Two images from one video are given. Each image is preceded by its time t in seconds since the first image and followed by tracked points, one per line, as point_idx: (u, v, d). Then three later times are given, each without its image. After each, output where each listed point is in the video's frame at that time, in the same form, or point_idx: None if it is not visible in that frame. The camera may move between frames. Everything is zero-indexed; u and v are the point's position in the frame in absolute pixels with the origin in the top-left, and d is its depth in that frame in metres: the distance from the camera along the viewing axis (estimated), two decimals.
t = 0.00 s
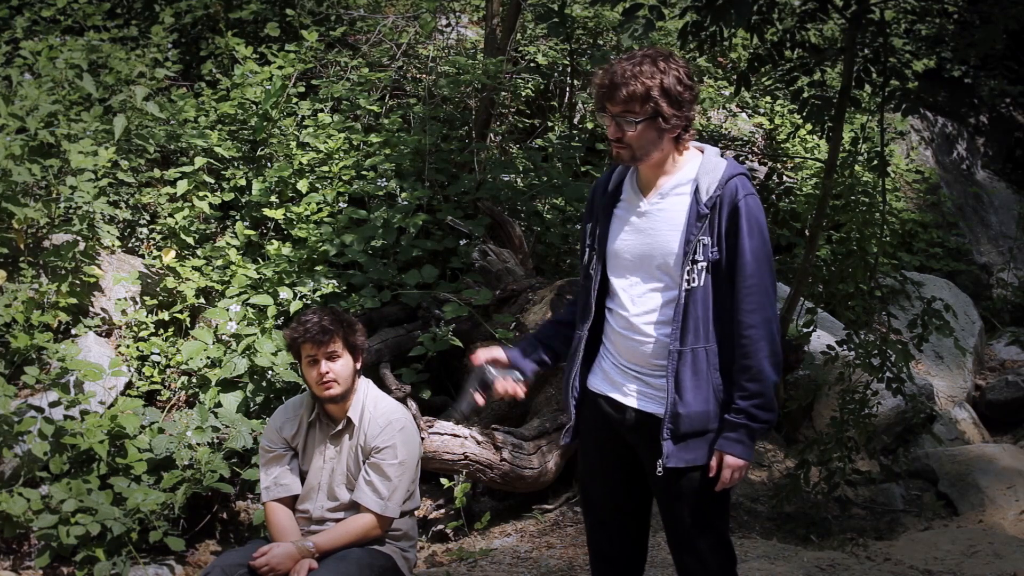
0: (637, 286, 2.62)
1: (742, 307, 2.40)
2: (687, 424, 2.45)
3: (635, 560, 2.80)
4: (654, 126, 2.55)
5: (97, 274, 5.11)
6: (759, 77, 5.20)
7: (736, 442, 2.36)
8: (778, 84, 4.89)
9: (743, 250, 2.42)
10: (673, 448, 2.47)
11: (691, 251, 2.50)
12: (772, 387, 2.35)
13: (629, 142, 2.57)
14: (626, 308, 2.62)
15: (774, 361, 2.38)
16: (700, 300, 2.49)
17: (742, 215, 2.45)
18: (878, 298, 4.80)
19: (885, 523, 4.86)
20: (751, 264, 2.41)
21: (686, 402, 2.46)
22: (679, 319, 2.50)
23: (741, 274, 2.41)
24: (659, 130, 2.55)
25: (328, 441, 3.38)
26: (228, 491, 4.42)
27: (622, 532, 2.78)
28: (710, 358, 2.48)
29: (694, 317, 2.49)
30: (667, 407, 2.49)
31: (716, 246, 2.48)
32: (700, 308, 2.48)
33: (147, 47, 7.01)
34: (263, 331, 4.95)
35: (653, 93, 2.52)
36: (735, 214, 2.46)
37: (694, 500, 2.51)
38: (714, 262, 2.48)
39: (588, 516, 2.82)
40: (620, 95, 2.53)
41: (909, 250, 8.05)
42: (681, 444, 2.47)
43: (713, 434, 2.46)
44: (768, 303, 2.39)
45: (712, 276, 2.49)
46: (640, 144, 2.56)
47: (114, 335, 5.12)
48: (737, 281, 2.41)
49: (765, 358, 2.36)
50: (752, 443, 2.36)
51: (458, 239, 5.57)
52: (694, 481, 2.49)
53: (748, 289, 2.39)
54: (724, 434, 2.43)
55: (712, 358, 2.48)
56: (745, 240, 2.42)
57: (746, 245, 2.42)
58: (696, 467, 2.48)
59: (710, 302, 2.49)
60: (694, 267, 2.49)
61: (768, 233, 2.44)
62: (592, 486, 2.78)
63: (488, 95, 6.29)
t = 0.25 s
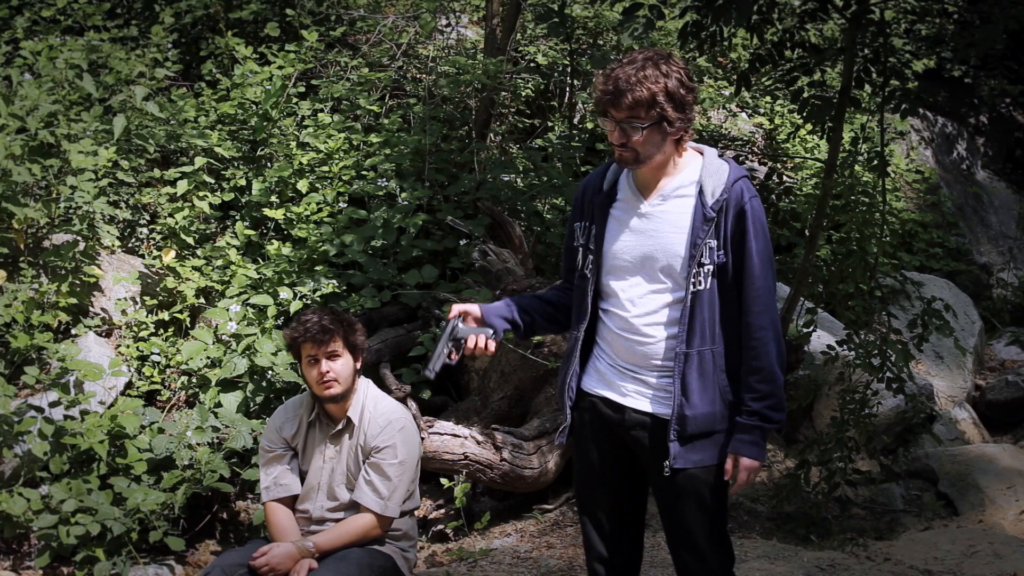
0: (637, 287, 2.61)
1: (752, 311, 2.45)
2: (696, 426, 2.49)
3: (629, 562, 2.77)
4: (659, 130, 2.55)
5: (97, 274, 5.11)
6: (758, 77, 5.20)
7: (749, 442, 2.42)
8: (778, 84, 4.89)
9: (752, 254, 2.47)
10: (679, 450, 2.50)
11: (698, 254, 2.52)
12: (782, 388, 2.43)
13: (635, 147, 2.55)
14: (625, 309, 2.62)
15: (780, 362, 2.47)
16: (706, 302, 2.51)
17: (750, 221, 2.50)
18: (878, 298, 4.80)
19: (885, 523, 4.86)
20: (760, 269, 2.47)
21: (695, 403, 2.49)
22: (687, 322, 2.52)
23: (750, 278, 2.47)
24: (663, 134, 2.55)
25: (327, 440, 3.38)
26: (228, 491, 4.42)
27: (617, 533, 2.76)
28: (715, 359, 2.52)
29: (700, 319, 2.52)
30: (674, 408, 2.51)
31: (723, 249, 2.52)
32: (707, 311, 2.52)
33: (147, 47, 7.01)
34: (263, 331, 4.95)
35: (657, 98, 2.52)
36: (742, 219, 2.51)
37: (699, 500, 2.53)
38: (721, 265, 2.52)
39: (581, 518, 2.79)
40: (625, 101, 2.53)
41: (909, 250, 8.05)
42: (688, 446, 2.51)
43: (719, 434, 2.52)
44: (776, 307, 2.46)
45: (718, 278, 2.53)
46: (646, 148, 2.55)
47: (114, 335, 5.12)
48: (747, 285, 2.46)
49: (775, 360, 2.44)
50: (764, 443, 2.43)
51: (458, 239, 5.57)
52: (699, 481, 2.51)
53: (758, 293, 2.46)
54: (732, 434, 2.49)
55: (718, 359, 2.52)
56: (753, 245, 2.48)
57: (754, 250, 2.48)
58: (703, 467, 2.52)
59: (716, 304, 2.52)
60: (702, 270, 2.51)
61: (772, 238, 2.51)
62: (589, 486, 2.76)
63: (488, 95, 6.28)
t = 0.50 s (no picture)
0: (635, 288, 2.60)
1: (753, 312, 2.47)
2: (696, 427, 2.49)
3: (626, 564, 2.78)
4: (661, 131, 2.55)
5: (97, 274, 5.11)
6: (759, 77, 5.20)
7: (751, 443, 2.43)
8: (778, 84, 4.89)
9: (753, 255, 2.49)
10: (680, 450, 2.51)
11: (698, 255, 2.53)
12: (783, 389, 2.44)
13: (637, 149, 2.55)
14: (622, 310, 2.61)
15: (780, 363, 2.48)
16: (706, 303, 2.52)
17: (750, 222, 2.51)
18: (879, 298, 4.80)
19: (885, 524, 4.86)
20: (760, 270, 2.49)
21: (696, 405, 2.49)
22: (687, 323, 2.53)
23: (752, 279, 2.48)
24: (665, 134, 2.55)
25: (328, 440, 3.38)
26: (228, 491, 4.42)
27: (614, 535, 2.76)
28: (715, 360, 2.53)
29: (701, 320, 2.52)
30: (674, 409, 2.51)
31: (723, 250, 2.53)
32: (707, 312, 2.53)
33: (147, 47, 7.00)
34: (263, 331, 4.95)
35: (660, 99, 2.52)
36: (742, 220, 2.53)
37: (696, 501, 2.53)
38: (721, 266, 2.53)
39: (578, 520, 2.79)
40: (627, 103, 2.52)
41: (909, 250, 8.05)
42: (688, 446, 2.51)
43: (718, 435, 2.53)
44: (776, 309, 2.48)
45: (718, 279, 2.54)
46: (648, 150, 2.55)
47: (114, 335, 5.12)
48: (748, 287, 2.48)
49: (776, 361, 2.45)
50: (765, 444, 2.44)
51: (458, 239, 5.57)
52: (697, 483, 2.53)
53: (759, 295, 2.47)
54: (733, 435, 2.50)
55: (718, 360, 2.53)
56: (753, 246, 2.49)
57: (755, 251, 2.49)
58: (702, 468, 2.53)
59: (716, 305, 2.53)
60: (702, 271, 2.52)
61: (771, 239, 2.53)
62: (585, 488, 2.75)
63: (488, 95, 6.27)
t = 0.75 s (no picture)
0: (634, 287, 2.60)
1: (752, 309, 2.45)
2: (696, 425, 2.48)
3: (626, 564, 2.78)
4: (650, 125, 2.55)
5: (97, 274, 5.11)
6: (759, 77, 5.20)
7: (750, 441, 2.41)
8: (778, 84, 4.89)
9: (751, 252, 2.47)
10: (680, 449, 2.50)
11: (696, 252, 2.52)
12: (782, 386, 2.43)
13: (624, 143, 2.56)
14: (621, 309, 2.61)
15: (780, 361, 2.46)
16: (704, 301, 2.52)
17: (747, 218, 2.50)
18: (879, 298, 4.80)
19: (885, 524, 4.86)
20: (757, 267, 2.47)
21: (695, 403, 2.48)
22: (686, 321, 2.52)
23: (749, 277, 2.47)
24: (654, 129, 2.56)
25: (327, 440, 3.38)
26: (228, 491, 4.42)
27: (614, 535, 2.77)
28: (714, 358, 2.52)
29: (700, 317, 2.51)
30: (674, 408, 2.51)
31: (721, 248, 2.52)
32: (706, 309, 2.52)
33: (147, 47, 7.00)
34: (263, 331, 4.95)
35: (645, 92, 2.53)
36: (740, 217, 2.51)
37: (696, 502, 2.53)
38: (719, 263, 2.52)
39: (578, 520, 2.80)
40: (613, 97, 2.53)
41: (909, 250, 8.05)
42: (688, 445, 2.50)
43: (719, 433, 2.51)
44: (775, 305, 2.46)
45: (716, 277, 2.53)
46: (635, 143, 2.56)
47: (114, 335, 5.12)
48: (746, 283, 2.47)
49: (775, 359, 2.43)
50: (765, 442, 2.42)
51: (458, 239, 5.57)
52: (696, 483, 2.52)
53: (757, 292, 2.46)
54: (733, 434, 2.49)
55: (717, 358, 2.52)
56: (750, 243, 2.48)
57: (753, 247, 2.48)
58: (702, 467, 2.52)
59: (714, 303, 2.53)
60: (700, 268, 2.52)
61: (769, 236, 2.51)
62: (585, 488, 2.76)
63: (488, 95, 6.27)
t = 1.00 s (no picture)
0: (629, 286, 2.61)
1: (744, 310, 2.43)
2: (685, 425, 2.47)
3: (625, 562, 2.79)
4: (635, 117, 2.57)
5: (97, 274, 5.11)
6: (759, 77, 5.20)
7: (740, 442, 2.38)
8: (778, 84, 4.89)
9: (745, 253, 2.45)
10: (669, 448, 2.49)
11: (690, 252, 2.51)
12: (773, 389, 2.39)
13: (606, 131, 2.60)
14: (616, 307, 2.62)
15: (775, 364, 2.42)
16: (697, 301, 2.51)
17: (742, 219, 2.48)
18: (879, 298, 4.80)
19: (886, 524, 4.86)
20: (752, 269, 2.44)
21: (685, 402, 2.47)
22: (678, 320, 2.51)
23: (743, 277, 2.44)
24: (639, 121, 2.57)
25: (328, 440, 3.37)
26: (228, 491, 4.42)
27: (613, 534, 2.77)
28: (707, 358, 2.50)
29: (692, 317, 2.50)
30: (664, 407, 2.50)
31: (715, 247, 2.50)
32: (699, 309, 2.50)
33: (147, 47, 7.00)
34: (263, 331, 4.95)
35: (624, 81, 2.56)
36: (735, 217, 2.49)
37: (690, 503, 2.51)
38: (713, 263, 2.51)
39: (578, 519, 2.80)
40: (594, 87, 2.60)
41: (909, 250, 8.05)
42: (678, 444, 2.49)
43: (711, 434, 2.49)
44: (769, 307, 2.43)
45: (711, 277, 2.52)
46: (617, 131, 2.59)
47: (114, 335, 5.12)
48: (740, 283, 2.44)
49: (767, 361, 2.40)
50: (756, 444, 2.39)
51: (458, 239, 5.57)
52: (689, 483, 2.50)
53: (750, 293, 2.43)
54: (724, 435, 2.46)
55: (710, 359, 2.50)
56: (745, 244, 2.46)
57: (747, 248, 2.45)
58: (694, 468, 2.50)
59: (708, 303, 2.51)
60: (694, 268, 2.51)
61: (766, 238, 2.49)
62: (584, 487, 2.76)
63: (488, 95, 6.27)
